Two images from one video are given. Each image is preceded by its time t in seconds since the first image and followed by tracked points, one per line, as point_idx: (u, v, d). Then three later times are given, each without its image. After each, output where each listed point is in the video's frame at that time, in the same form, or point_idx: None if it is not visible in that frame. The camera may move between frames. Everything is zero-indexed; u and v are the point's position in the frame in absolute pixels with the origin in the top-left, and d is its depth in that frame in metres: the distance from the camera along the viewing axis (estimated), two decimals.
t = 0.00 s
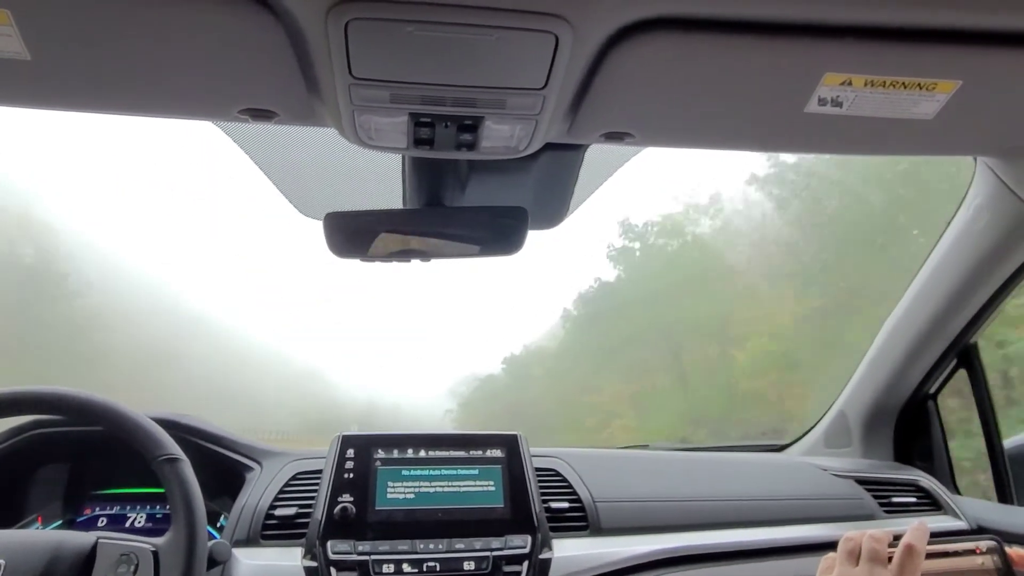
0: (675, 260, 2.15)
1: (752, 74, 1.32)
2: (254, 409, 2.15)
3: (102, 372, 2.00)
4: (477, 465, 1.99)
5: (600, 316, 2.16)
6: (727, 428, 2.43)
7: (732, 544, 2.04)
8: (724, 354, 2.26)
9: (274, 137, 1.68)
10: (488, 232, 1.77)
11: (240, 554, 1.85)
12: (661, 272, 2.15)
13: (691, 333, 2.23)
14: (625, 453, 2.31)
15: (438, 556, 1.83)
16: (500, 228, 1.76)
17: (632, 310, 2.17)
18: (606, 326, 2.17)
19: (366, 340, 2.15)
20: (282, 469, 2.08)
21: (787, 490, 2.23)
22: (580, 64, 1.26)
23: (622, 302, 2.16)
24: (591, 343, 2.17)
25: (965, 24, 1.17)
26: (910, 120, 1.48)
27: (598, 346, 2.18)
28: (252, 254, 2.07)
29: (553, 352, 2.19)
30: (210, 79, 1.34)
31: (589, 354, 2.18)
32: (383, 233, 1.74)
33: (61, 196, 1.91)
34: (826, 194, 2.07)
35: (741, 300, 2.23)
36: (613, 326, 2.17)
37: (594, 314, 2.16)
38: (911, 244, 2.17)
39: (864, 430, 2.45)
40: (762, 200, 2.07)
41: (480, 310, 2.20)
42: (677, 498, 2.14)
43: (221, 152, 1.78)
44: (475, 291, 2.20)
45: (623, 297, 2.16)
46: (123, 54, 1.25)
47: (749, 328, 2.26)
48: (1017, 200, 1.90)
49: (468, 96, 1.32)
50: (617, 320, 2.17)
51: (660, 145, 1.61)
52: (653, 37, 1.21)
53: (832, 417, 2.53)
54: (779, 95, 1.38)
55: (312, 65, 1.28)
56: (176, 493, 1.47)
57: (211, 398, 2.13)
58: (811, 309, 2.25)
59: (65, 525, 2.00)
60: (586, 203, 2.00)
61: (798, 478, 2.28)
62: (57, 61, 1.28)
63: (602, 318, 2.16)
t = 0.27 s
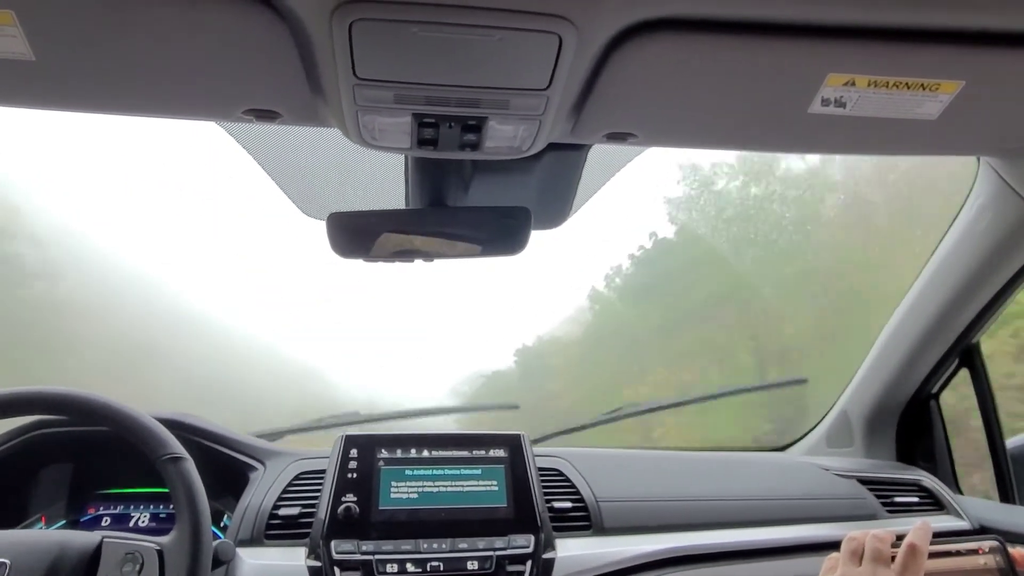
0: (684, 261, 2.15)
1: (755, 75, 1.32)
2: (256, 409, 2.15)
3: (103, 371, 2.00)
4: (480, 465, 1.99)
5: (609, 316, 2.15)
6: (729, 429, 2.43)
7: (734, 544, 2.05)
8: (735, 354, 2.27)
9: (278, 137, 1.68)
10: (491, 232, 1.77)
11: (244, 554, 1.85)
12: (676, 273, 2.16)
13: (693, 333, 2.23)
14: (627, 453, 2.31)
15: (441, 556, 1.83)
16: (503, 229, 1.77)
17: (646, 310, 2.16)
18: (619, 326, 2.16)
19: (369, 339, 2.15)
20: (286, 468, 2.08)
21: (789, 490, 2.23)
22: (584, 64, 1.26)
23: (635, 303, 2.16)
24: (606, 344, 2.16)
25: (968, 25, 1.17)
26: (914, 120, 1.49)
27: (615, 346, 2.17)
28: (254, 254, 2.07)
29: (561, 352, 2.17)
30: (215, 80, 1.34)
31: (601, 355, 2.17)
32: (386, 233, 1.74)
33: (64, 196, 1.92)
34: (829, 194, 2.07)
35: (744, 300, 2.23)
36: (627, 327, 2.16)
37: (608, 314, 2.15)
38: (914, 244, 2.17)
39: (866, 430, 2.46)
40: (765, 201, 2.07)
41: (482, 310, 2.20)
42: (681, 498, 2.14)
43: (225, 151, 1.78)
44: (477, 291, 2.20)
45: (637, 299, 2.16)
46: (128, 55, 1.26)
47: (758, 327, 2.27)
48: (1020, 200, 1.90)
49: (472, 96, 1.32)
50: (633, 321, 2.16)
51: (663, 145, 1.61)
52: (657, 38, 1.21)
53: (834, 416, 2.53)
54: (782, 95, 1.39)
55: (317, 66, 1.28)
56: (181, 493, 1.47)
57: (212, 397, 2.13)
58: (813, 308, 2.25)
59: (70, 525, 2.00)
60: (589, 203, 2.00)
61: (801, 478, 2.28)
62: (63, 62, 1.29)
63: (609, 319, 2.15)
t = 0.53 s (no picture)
0: (689, 264, 2.16)
1: (753, 75, 1.32)
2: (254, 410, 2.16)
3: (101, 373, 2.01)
4: (478, 466, 1.99)
5: (610, 320, 2.17)
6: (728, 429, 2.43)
7: (733, 545, 2.04)
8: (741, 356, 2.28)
9: (275, 138, 1.68)
10: (488, 233, 1.77)
11: (242, 555, 1.85)
12: (682, 275, 2.18)
13: (690, 333, 2.23)
14: (625, 454, 2.31)
15: (439, 557, 1.83)
16: (501, 229, 1.76)
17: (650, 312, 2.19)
18: (619, 327, 2.19)
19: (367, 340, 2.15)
20: (284, 469, 2.08)
21: (788, 491, 2.22)
22: (581, 64, 1.26)
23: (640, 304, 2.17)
24: (607, 345, 2.20)
25: (966, 24, 1.17)
26: (912, 120, 1.48)
27: (618, 348, 2.19)
28: (251, 255, 2.07)
29: (561, 352, 2.20)
30: (211, 81, 1.34)
31: (601, 356, 2.20)
32: (383, 234, 1.74)
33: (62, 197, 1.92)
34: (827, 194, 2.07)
35: (742, 301, 2.23)
36: (629, 328, 2.19)
37: (608, 315, 2.18)
38: (913, 245, 2.17)
39: (865, 430, 2.45)
40: (763, 202, 2.07)
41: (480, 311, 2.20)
42: (680, 499, 2.14)
43: (222, 153, 1.79)
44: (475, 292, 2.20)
45: (638, 300, 2.18)
46: (124, 57, 1.26)
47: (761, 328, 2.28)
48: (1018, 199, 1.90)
49: (468, 96, 1.32)
50: (636, 322, 2.18)
51: (660, 145, 1.61)
52: (654, 38, 1.21)
53: (833, 417, 2.53)
54: (779, 95, 1.38)
55: (313, 67, 1.28)
56: (179, 495, 1.47)
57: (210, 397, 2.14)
58: (811, 308, 2.25)
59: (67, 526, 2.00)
60: (586, 205, 1.99)
61: (800, 478, 2.28)
62: (59, 63, 1.29)
63: (608, 321, 2.19)
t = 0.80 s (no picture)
0: (693, 264, 2.16)
1: (758, 77, 1.32)
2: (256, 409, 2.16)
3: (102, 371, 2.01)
4: (480, 466, 1.99)
5: (614, 320, 2.17)
6: (730, 431, 2.43)
7: (735, 546, 2.04)
8: (745, 359, 2.27)
9: (279, 138, 1.68)
10: (492, 233, 1.77)
11: (244, 554, 1.85)
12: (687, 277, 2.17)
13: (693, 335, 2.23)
14: (627, 455, 2.31)
15: (442, 557, 1.83)
16: (504, 230, 1.76)
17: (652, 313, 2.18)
18: (622, 327, 2.19)
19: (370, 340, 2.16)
20: (287, 468, 2.09)
21: (791, 493, 2.22)
22: (586, 65, 1.26)
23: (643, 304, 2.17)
24: (609, 345, 2.20)
25: (971, 27, 1.17)
26: (917, 122, 1.48)
27: (621, 348, 2.20)
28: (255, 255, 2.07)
29: (564, 352, 2.20)
30: (216, 81, 1.34)
31: (604, 356, 2.20)
32: (387, 234, 1.74)
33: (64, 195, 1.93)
34: (831, 196, 2.07)
35: (745, 302, 2.23)
36: (632, 330, 2.19)
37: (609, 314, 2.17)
38: (916, 247, 2.17)
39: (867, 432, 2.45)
40: (766, 204, 2.07)
41: (482, 311, 2.20)
42: (682, 500, 2.14)
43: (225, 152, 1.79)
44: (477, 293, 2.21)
45: (641, 301, 2.18)
46: (130, 56, 1.26)
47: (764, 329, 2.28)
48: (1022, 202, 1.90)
49: (473, 97, 1.32)
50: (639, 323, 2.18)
51: (665, 147, 1.61)
52: (660, 39, 1.21)
53: (835, 419, 2.53)
54: (784, 97, 1.38)
55: (318, 67, 1.28)
56: (182, 494, 1.47)
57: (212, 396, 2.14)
58: (813, 310, 2.25)
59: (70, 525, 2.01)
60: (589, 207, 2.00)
61: (802, 480, 2.27)
62: (64, 62, 1.29)
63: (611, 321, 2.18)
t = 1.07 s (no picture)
0: (691, 266, 2.16)
1: (754, 79, 1.32)
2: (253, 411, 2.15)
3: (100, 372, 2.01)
4: (478, 469, 1.99)
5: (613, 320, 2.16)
6: (728, 433, 2.43)
7: (733, 549, 2.04)
8: (743, 360, 2.27)
9: (275, 140, 1.68)
10: (489, 235, 1.77)
11: (242, 558, 1.85)
12: (685, 277, 2.18)
13: (691, 337, 2.23)
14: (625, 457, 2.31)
15: (440, 560, 1.83)
16: (501, 232, 1.76)
17: (650, 313, 2.19)
18: (621, 326, 2.19)
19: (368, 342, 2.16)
20: (286, 470, 2.09)
21: (790, 495, 2.22)
22: (582, 68, 1.26)
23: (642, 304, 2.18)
24: (607, 346, 2.20)
25: (967, 29, 1.17)
26: (913, 124, 1.48)
27: (619, 349, 2.20)
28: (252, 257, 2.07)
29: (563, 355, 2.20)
30: (213, 84, 1.34)
31: (601, 357, 2.20)
32: (384, 236, 1.74)
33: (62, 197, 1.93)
34: (828, 198, 2.07)
35: (742, 304, 2.23)
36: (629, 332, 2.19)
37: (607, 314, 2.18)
38: (914, 249, 2.16)
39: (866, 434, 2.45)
40: (763, 205, 2.07)
41: (479, 313, 2.20)
42: (681, 502, 2.14)
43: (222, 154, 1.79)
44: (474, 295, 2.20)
45: (638, 302, 2.18)
46: (126, 59, 1.26)
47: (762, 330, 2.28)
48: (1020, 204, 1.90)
49: (469, 100, 1.32)
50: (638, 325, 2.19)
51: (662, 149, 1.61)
52: (655, 42, 1.21)
53: (834, 421, 2.53)
54: (780, 99, 1.38)
55: (315, 70, 1.28)
56: (179, 497, 1.47)
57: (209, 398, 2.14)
58: (811, 312, 2.25)
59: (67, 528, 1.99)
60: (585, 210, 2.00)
61: (801, 482, 2.27)
62: (61, 66, 1.29)
63: (610, 322, 2.19)
